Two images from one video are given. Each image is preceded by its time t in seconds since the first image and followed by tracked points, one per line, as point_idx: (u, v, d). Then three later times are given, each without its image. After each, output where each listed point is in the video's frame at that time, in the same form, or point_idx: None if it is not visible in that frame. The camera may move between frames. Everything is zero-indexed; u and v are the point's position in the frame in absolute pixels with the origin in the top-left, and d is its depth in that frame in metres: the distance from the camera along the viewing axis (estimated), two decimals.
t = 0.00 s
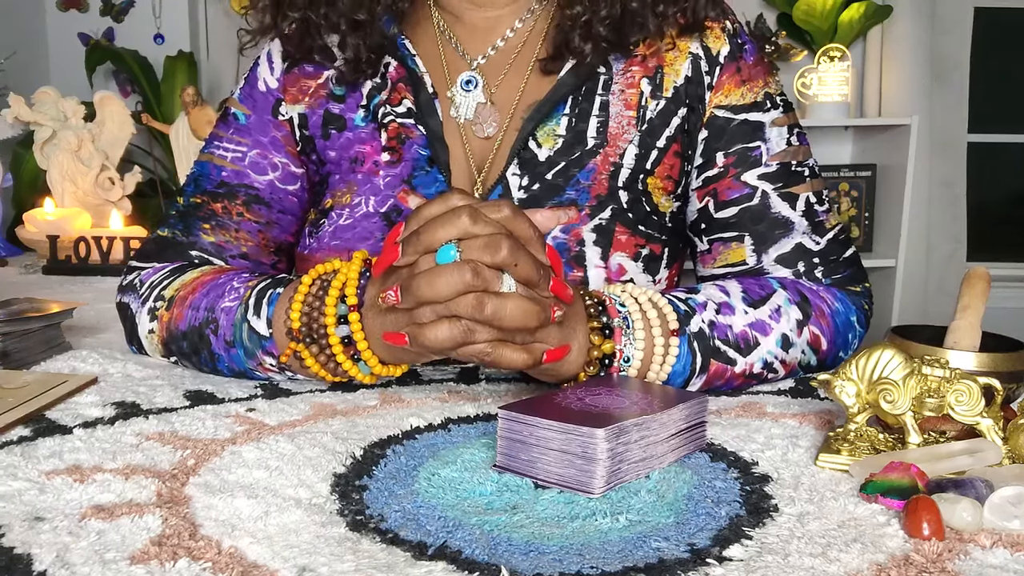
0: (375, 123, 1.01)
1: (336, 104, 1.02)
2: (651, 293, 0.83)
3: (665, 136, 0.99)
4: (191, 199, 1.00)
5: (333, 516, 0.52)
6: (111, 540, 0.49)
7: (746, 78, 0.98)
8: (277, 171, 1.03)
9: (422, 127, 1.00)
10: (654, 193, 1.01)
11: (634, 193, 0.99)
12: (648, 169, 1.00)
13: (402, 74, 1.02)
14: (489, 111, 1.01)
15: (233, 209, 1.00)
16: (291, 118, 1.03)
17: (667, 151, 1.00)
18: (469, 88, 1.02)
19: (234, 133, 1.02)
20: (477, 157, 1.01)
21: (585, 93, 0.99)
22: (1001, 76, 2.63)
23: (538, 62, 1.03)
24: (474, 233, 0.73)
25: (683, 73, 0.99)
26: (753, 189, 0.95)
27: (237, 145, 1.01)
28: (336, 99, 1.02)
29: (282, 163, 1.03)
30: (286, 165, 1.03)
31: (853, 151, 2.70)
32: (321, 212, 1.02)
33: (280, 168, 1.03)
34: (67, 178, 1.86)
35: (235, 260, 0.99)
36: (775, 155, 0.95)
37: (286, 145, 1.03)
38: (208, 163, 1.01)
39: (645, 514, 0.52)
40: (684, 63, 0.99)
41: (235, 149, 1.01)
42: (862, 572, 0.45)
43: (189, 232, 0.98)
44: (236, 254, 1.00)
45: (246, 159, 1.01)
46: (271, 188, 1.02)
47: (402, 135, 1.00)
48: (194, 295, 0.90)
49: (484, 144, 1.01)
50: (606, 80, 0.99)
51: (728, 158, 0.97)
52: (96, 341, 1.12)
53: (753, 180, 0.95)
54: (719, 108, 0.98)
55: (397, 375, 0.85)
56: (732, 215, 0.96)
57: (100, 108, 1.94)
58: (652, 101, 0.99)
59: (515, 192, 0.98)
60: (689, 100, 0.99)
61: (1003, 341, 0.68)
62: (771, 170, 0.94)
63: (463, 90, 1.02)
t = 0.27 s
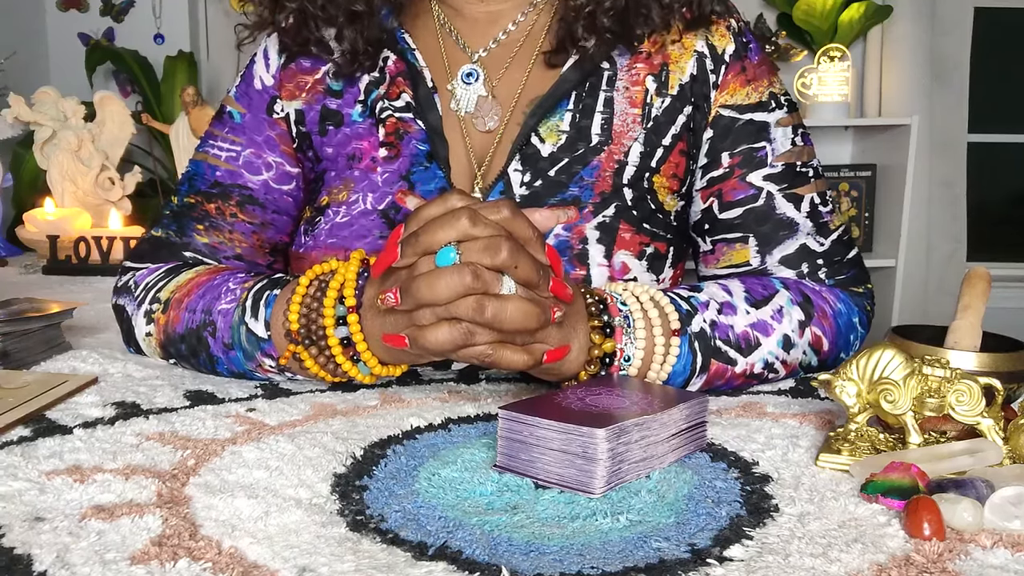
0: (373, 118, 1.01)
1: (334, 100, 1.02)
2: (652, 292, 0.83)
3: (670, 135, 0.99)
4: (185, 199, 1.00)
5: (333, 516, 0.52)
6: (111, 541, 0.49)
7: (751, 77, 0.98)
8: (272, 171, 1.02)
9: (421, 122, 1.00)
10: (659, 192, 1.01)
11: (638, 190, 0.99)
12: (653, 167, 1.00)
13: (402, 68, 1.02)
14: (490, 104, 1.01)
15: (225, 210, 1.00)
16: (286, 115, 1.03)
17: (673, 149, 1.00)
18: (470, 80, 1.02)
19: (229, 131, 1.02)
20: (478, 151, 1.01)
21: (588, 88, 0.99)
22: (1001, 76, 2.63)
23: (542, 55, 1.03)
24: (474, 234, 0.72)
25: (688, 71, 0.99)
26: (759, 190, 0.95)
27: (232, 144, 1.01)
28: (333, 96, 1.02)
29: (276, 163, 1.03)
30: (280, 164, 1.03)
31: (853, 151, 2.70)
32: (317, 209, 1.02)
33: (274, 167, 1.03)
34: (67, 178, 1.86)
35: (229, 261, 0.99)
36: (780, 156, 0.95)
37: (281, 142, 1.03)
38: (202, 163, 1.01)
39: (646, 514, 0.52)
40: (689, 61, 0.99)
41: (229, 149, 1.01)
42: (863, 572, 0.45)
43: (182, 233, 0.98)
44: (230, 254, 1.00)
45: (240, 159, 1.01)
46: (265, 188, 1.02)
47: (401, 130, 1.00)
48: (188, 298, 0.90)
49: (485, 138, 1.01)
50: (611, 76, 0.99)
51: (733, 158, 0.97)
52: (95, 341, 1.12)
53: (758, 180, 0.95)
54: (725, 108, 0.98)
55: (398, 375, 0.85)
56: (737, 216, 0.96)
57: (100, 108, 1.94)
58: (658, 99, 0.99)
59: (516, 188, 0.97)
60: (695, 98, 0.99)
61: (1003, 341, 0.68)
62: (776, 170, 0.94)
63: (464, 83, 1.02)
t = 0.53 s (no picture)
0: (371, 118, 1.01)
1: (332, 99, 1.02)
2: (652, 291, 0.83)
3: (670, 135, 0.99)
4: (182, 199, 1.00)
5: (333, 516, 0.52)
6: (111, 541, 0.49)
7: (750, 78, 0.98)
8: (269, 171, 1.02)
9: (419, 122, 1.00)
10: (658, 192, 1.01)
11: (638, 191, 0.99)
12: (652, 168, 0.99)
13: (400, 67, 1.02)
14: (489, 104, 1.01)
15: (223, 210, 1.00)
16: (284, 114, 1.03)
17: (672, 150, 0.99)
18: (469, 80, 1.02)
19: (226, 131, 1.02)
20: (478, 151, 1.01)
21: (588, 88, 0.99)
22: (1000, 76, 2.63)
23: (541, 55, 1.03)
24: (472, 235, 0.72)
25: (688, 72, 0.99)
26: (758, 192, 0.95)
27: (229, 145, 1.01)
28: (331, 95, 1.02)
29: (274, 162, 1.03)
30: (277, 164, 1.03)
31: (853, 151, 2.70)
32: (315, 208, 1.02)
33: (272, 167, 1.03)
34: (67, 178, 1.86)
35: (227, 261, 0.99)
36: (780, 156, 0.95)
37: (278, 143, 1.03)
38: (200, 163, 1.01)
39: (645, 514, 0.52)
40: (689, 62, 0.99)
41: (226, 149, 1.01)
42: (863, 572, 0.45)
43: (180, 233, 0.98)
44: (228, 254, 1.00)
45: (237, 159, 1.01)
46: (263, 188, 1.02)
47: (399, 129, 1.00)
48: (187, 299, 0.90)
49: (485, 139, 1.01)
50: (610, 77, 0.99)
51: (733, 158, 0.97)
52: (95, 341, 1.12)
53: (758, 181, 0.95)
54: (725, 108, 0.98)
55: (397, 375, 0.85)
56: (736, 217, 0.96)
57: (100, 108, 1.94)
58: (657, 100, 0.99)
59: (516, 188, 0.97)
60: (694, 99, 0.99)
61: (1003, 341, 0.68)
62: (776, 171, 0.94)
63: (463, 82, 1.02)
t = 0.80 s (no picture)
0: (370, 117, 1.01)
1: (331, 98, 1.02)
2: (652, 291, 0.83)
3: (670, 135, 0.99)
4: (181, 199, 1.00)
5: (333, 516, 0.52)
6: (110, 541, 0.49)
7: (750, 77, 0.98)
8: (267, 170, 1.03)
9: (418, 121, 1.00)
10: (657, 191, 1.01)
11: (637, 190, 0.99)
12: (652, 167, 0.99)
13: (399, 66, 1.03)
14: (489, 103, 1.01)
15: (222, 209, 1.00)
16: (282, 113, 1.03)
17: (672, 149, 0.99)
18: (469, 78, 1.02)
19: (225, 130, 1.02)
20: (478, 149, 1.01)
21: (587, 87, 0.99)
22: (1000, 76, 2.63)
23: (541, 54, 1.03)
24: (472, 237, 0.72)
25: (688, 71, 0.99)
26: (758, 191, 0.95)
27: (227, 144, 1.01)
28: (330, 94, 1.02)
29: (273, 161, 1.03)
30: (276, 163, 1.03)
31: (853, 151, 2.70)
32: (313, 208, 1.02)
33: (270, 166, 1.03)
34: (67, 178, 1.86)
35: (227, 260, 0.99)
36: (780, 156, 0.95)
37: (277, 142, 1.03)
38: (199, 162, 1.01)
39: (645, 514, 0.52)
40: (689, 62, 0.99)
41: (225, 148, 1.01)
42: (863, 572, 0.45)
43: (179, 233, 0.98)
44: (227, 254, 1.00)
45: (235, 158, 1.01)
46: (262, 187, 1.02)
47: (398, 128, 1.00)
48: (186, 299, 0.90)
49: (485, 137, 1.01)
50: (610, 76, 0.99)
51: (733, 158, 0.97)
52: (95, 341, 1.12)
53: (758, 180, 0.95)
54: (725, 108, 0.98)
55: (397, 375, 0.85)
56: (736, 217, 0.96)
57: (100, 108, 1.94)
58: (657, 99, 0.99)
59: (516, 188, 0.97)
60: (694, 98, 0.99)
61: (1003, 341, 0.68)
62: (776, 171, 0.94)
63: (463, 81, 1.02)
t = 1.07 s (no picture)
0: (371, 116, 1.01)
1: (331, 97, 1.02)
2: (652, 290, 0.83)
3: (669, 134, 0.99)
4: (181, 198, 1.00)
5: (333, 516, 0.52)
6: (111, 541, 0.49)
7: (750, 77, 0.98)
8: (268, 169, 1.02)
9: (419, 120, 1.00)
10: (657, 190, 1.01)
11: (637, 189, 0.99)
12: (651, 166, 0.99)
13: (400, 65, 1.03)
14: (489, 101, 1.01)
15: (223, 209, 1.00)
16: (282, 112, 1.03)
17: (671, 148, 0.99)
18: (470, 76, 1.02)
19: (226, 130, 1.02)
20: (479, 147, 1.01)
21: (587, 86, 0.99)
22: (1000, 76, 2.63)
23: (542, 53, 1.03)
24: (472, 238, 0.71)
25: (687, 71, 0.99)
26: (758, 190, 0.95)
27: (228, 143, 1.01)
28: (330, 93, 1.02)
29: (273, 160, 1.03)
30: (277, 162, 1.03)
31: (853, 151, 2.70)
32: (313, 207, 1.02)
33: (271, 165, 1.03)
34: (67, 178, 1.86)
35: (227, 260, 0.99)
36: (780, 155, 0.95)
37: (277, 141, 1.03)
38: (199, 162, 1.01)
39: (645, 514, 0.52)
40: (688, 61, 0.99)
41: (225, 148, 1.01)
42: (863, 572, 0.45)
43: (180, 232, 0.98)
44: (228, 254, 1.00)
45: (236, 157, 1.01)
46: (263, 186, 1.02)
47: (399, 128, 1.00)
48: (187, 299, 0.90)
49: (485, 135, 1.01)
50: (610, 75, 0.99)
51: (733, 157, 0.97)
52: (95, 341, 1.12)
53: (758, 179, 0.95)
54: (725, 107, 0.98)
55: (397, 375, 0.85)
56: (737, 216, 0.96)
57: (100, 108, 1.94)
58: (657, 99, 0.99)
59: (515, 186, 0.97)
60: (694, 98, 0.99)
61: (1003, 340, 0.68)
62: (776, 170, 0.95)
63: (464, 79, 1.02)
